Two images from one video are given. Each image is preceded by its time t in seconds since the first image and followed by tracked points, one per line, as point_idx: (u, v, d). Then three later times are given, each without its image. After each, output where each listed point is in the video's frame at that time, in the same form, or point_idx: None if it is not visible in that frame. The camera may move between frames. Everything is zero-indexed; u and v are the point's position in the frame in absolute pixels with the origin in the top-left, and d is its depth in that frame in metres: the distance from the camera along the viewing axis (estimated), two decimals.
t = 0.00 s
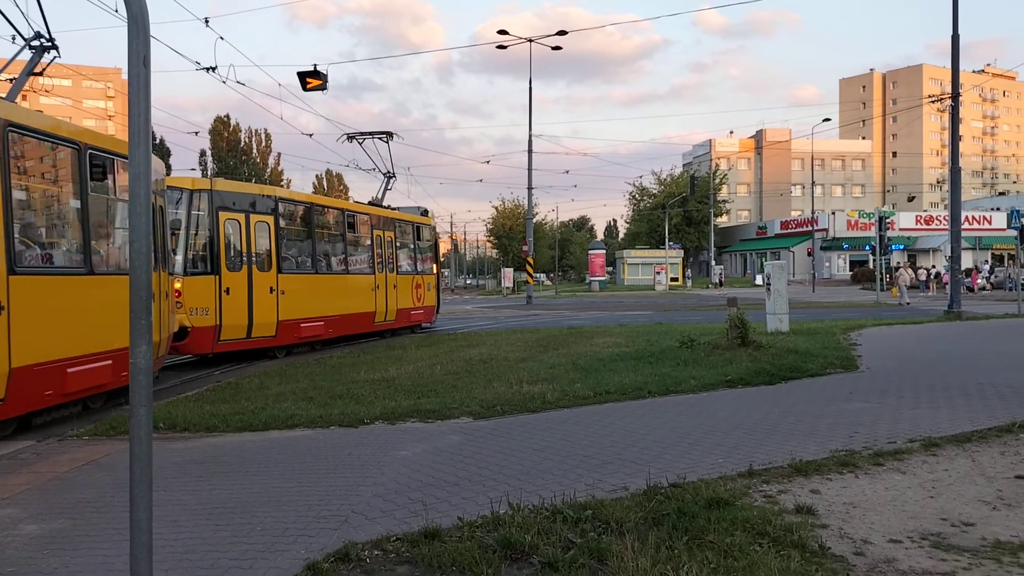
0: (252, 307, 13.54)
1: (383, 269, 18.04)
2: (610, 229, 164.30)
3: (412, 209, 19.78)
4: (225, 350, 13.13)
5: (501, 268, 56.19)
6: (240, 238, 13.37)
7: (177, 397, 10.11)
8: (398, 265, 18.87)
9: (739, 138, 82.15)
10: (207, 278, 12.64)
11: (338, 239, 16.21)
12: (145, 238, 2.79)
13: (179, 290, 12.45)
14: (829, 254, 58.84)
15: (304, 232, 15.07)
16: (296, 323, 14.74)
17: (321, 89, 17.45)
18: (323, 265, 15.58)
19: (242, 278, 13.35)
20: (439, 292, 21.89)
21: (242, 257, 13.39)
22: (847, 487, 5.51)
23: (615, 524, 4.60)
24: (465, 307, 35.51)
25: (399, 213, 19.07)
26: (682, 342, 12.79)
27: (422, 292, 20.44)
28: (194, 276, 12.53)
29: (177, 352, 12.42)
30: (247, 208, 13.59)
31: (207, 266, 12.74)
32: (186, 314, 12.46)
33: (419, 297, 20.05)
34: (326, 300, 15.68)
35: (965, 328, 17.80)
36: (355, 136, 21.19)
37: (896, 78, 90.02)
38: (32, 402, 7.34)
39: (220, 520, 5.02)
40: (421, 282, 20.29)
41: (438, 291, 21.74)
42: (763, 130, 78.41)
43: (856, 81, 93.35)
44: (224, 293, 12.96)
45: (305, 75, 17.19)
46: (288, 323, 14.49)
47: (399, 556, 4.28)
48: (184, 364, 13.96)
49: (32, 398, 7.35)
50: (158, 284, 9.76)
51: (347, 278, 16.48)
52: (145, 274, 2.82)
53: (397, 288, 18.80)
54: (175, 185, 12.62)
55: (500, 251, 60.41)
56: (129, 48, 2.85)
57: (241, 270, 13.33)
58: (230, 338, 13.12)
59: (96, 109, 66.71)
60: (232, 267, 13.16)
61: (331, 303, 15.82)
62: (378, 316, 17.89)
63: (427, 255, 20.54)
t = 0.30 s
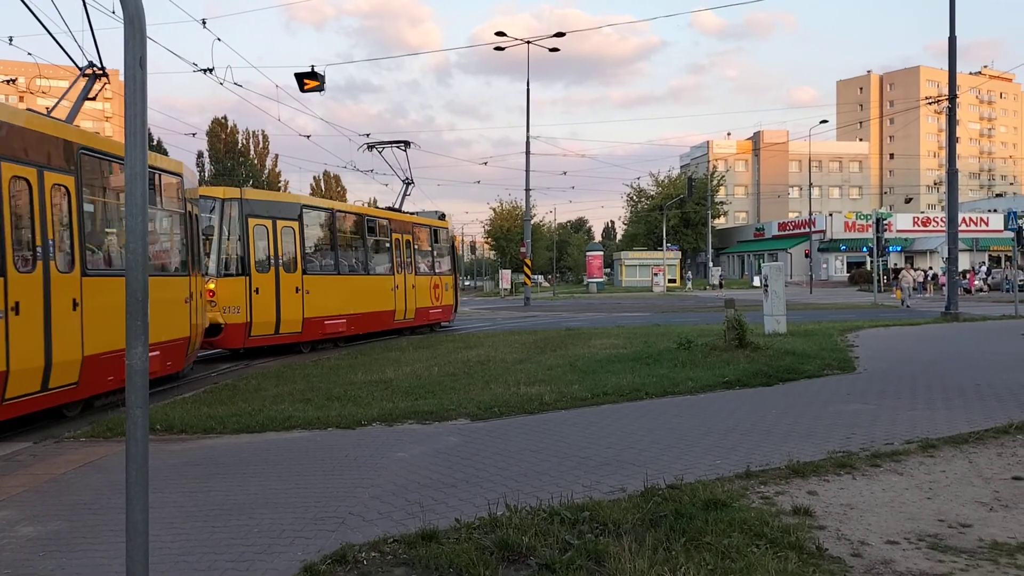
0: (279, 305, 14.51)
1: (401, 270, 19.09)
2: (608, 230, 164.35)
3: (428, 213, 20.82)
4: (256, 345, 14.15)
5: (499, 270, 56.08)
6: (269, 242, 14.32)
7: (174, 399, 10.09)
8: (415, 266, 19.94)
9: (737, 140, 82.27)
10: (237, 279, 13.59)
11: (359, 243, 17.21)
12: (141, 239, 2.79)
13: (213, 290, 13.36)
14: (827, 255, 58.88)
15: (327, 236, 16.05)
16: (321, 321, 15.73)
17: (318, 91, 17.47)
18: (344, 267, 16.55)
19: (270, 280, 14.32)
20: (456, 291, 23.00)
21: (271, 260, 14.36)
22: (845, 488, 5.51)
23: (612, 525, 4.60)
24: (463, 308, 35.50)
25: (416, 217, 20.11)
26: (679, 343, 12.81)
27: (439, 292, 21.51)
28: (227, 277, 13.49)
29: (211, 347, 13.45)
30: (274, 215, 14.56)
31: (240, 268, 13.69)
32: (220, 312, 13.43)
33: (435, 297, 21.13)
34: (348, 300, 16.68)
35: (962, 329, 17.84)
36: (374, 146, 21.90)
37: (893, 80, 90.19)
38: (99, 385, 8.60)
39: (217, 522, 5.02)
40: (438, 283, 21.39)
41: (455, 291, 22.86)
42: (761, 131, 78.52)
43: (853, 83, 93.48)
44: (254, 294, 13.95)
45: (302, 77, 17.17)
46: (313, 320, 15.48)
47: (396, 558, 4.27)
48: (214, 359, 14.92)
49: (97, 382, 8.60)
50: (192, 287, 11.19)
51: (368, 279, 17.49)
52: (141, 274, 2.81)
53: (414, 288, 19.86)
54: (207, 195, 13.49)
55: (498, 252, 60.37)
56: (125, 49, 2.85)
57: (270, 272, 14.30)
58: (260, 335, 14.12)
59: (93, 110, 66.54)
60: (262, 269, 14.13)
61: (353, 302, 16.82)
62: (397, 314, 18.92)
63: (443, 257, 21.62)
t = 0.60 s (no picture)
0: (310, 305, 15.44)
1: (427, 272, 19.97)
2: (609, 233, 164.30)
3: (454, 219, 21.69)
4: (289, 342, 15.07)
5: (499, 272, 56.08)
6: (301, 248, 15.26)
7: (176, 401, 10.09)
8: (440, 269, 20.81)
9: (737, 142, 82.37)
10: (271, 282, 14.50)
11: (385, 247, 18.07)
12: (140, 241, 2.78)
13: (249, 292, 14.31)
14: (828, 257, 58.86)
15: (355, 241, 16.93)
16: (348, 320, 16.61)
17: (319, 93, 17.47)
18: (371, 270, 17.45)
19: (301, 282, 15.23)
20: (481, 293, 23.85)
21: (303, 264, 15.29)
22: (846, 491, 5.50)
23: (613, 528, 4.59)
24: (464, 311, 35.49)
25: (440, 223, 20.97)
26: (680, 346, 12.79)
27: (464, 293, 22.34)
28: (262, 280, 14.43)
29: (248, 344, 14.39)
30: (306, 222, 15.48)
31: (273, 271, 14.63)
32: (256, 312, 14.38)
33: (460, 298, 21.97)
34: (375, 300, 17.56)
35: (964, 331, 17.80)
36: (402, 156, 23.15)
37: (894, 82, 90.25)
38: (159, 372, 9.98)
39: (218, 525, 5.02)
40: (462, 284, 22.24)
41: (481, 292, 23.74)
42: (761, 133, 78.64)
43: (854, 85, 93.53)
44: (287, 295, 14.89)
45: (303, 80, 17.21)
46: (341, 320, 16.37)
47: (396, 561, 4.27)
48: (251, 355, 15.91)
49: (157, 369, 9.99)
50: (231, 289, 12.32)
51: (394, 281, 18.37)
52: (141, 274, 2.81)
53: (439, 289, 20.72)
54: (245, 205, 14.53)
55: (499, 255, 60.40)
56: (125, 52, 2.86)
57: (301, 275, 15.22)
58: (293, 333, 15.05)
59: (94, 113, 66.64)
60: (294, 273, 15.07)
61: (379, 302, 17.68)
62: (422, 313, 19.78)
63: (468, 260, 22.48)
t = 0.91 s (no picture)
0: (343, 308, 16.30)
1: (456, 276, 20.63)
2: (616, 237, 164.14)
3: (484, 225, 22.28)
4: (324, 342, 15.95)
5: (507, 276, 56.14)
6: (335, 254, 16.10)
7: (184, 405, 10.13)
8: (470, 273, 21.43)
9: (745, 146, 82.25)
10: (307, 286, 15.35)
11: (415, 253, 18.80)
12: (149, 245, 2.80)
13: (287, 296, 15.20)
14: (837, 260, 58.63)
15: (386, 247, 17.70)
16: (379, 321, 17.39)
17: (327, 98, 17.54)
18: (402, 275, 18.22)
19: (334, 286, 16.08)
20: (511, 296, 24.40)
21: (336, 270, 16.13)
22: (855, 495, 5.48)
23: (621, 532, 4.58)
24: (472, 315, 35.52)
25: (470, 229, 21.60)
26: (688, 350, 12.74)
27: (494, 296, 22.92)
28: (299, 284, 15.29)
29: (286, 344, 15.28)
30: (339, 230, 16.33)
31: (309, 276, 15.49)
32: (293, 314, 15.26)
33: (490, 301, 22.58)
34: (405, 303, 18.30)
35: (974, 335, 17.67)
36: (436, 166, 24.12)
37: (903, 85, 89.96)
38: (211, 366, 10.81)
39: (226, 528, 5.03)
40: (492, 288, 22.82)
41: (511, 295, 24.32)
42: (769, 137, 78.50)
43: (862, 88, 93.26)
44: (320, 298, 15.75)
45: (311, 85, 17.29)
46: (371, 322, 17.16)
47: (404, 565, 4.27)
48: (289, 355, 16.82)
49: (209, 363, 10.83)
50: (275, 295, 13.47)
51: (423, 285, 19.09)
52: (151, 279, 2.83)
53: (469, 293, 21.36)
54: (282, 216, 15.45)
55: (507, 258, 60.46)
56: (134, 58, 2.88)
57: (333, 280, 16.05)
58: (327, 334, 15.92)
59: (104, 118, 67.02)
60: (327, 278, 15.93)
61: (409, 305, 18.40)
62: (452, 316, 20.45)
63: (498, 264, 23.04)
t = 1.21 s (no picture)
0: (375, 307, 17.15)
1: (488, 277, 21.29)
2: (627, 237, 163.90)
3: (517, 228, 22.89)
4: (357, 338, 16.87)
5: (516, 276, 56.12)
6: (368, 256, 16.94)
7: (197, 406, 10.18)
8: (502, 273, 22.09)
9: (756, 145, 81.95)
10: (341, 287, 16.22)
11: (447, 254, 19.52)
12: (163, 247, 2.82)
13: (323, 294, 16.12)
14: (849, 260, 58.28)
15: (417, 249, 18.48)
16: (411, 319, 18.17)
17: (338, 99, 17.60)
18: (434, 275, 18.96)
19: (367, 287, 16.92)
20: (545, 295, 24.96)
21: (369, 271, 16.95)
22: (868, 496, 5.44)
23: (633, 533, 4.58)
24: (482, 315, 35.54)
25: (503, 232, 22.23)
26: (699, 350, 12.70)
27: (526, 296, 23.53)
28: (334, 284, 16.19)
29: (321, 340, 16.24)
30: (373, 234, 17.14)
31: (343, 277, 16.38)
32: (328, 312, 16.19)
33: (522, 300, 23.21)
34: (436, 302, 19.03)
35: (988, 336, 17.51)
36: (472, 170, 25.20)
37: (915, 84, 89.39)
38: (260, 359, 12.19)
39: (239, 528, 5.05)
40: (524, 288, 23.42)
41: (545, 294, 24.94)
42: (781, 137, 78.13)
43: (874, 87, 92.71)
44: (353, 298, 16.62)
45: (322, 86, 17.35)
46: (402, 319, 17.93)
47: (416, 565, 4.28)
48: (325, 349, 17.81)
49: (258, 356, 12.19)
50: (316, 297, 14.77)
51: (455, 285, 19.82)
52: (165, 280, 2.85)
53: (500, 292, 22.01)
54: (321, 220, 16.36)
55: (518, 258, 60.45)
56: (148, 59, 2.90)
57: (366, 281, 16.88)
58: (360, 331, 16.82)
59: (117, 120, 67.47)
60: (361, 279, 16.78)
61: (440, 304, 19.14)
62: (483, 314, 21.13)
63: (531, 265, 23.66)
